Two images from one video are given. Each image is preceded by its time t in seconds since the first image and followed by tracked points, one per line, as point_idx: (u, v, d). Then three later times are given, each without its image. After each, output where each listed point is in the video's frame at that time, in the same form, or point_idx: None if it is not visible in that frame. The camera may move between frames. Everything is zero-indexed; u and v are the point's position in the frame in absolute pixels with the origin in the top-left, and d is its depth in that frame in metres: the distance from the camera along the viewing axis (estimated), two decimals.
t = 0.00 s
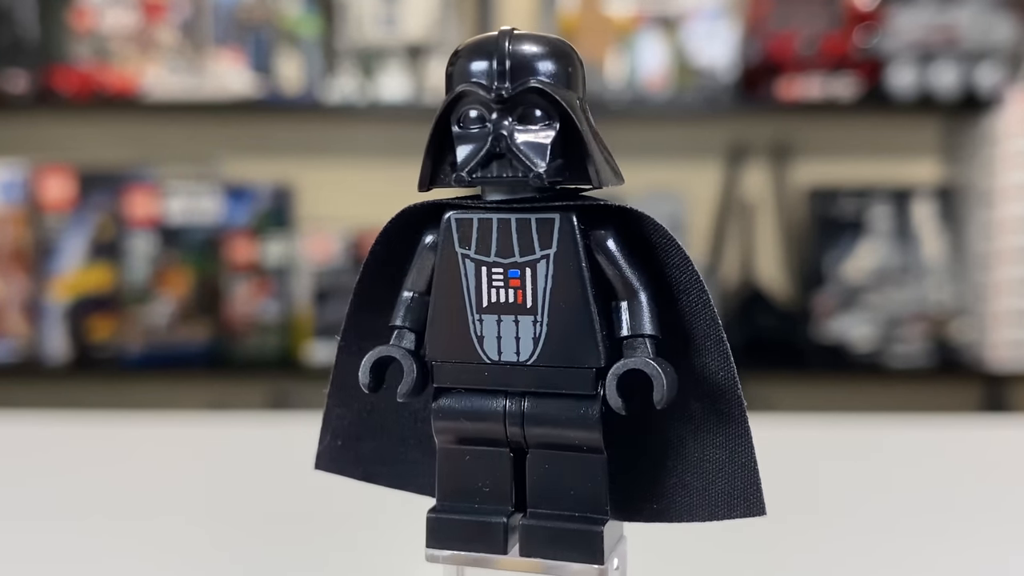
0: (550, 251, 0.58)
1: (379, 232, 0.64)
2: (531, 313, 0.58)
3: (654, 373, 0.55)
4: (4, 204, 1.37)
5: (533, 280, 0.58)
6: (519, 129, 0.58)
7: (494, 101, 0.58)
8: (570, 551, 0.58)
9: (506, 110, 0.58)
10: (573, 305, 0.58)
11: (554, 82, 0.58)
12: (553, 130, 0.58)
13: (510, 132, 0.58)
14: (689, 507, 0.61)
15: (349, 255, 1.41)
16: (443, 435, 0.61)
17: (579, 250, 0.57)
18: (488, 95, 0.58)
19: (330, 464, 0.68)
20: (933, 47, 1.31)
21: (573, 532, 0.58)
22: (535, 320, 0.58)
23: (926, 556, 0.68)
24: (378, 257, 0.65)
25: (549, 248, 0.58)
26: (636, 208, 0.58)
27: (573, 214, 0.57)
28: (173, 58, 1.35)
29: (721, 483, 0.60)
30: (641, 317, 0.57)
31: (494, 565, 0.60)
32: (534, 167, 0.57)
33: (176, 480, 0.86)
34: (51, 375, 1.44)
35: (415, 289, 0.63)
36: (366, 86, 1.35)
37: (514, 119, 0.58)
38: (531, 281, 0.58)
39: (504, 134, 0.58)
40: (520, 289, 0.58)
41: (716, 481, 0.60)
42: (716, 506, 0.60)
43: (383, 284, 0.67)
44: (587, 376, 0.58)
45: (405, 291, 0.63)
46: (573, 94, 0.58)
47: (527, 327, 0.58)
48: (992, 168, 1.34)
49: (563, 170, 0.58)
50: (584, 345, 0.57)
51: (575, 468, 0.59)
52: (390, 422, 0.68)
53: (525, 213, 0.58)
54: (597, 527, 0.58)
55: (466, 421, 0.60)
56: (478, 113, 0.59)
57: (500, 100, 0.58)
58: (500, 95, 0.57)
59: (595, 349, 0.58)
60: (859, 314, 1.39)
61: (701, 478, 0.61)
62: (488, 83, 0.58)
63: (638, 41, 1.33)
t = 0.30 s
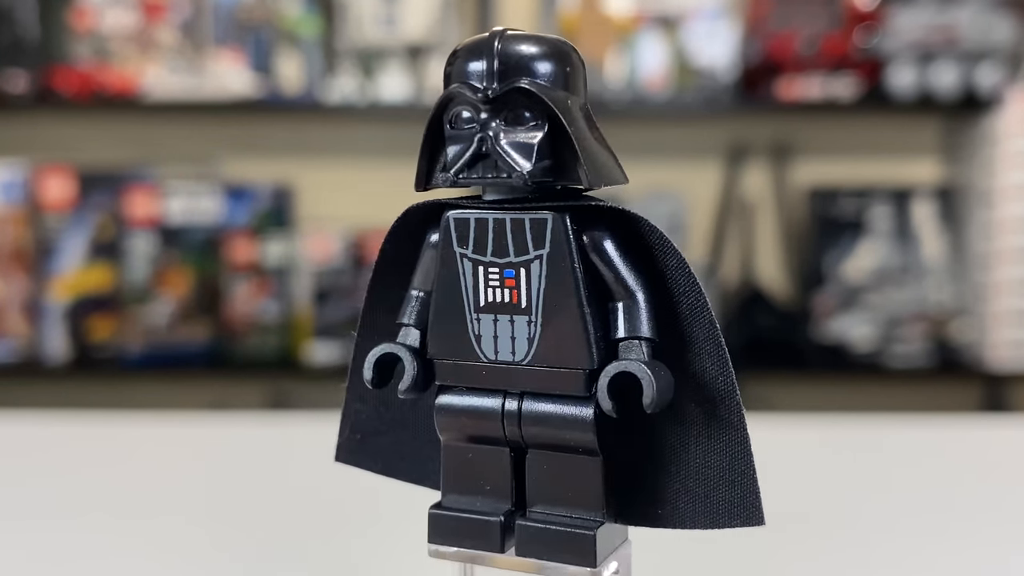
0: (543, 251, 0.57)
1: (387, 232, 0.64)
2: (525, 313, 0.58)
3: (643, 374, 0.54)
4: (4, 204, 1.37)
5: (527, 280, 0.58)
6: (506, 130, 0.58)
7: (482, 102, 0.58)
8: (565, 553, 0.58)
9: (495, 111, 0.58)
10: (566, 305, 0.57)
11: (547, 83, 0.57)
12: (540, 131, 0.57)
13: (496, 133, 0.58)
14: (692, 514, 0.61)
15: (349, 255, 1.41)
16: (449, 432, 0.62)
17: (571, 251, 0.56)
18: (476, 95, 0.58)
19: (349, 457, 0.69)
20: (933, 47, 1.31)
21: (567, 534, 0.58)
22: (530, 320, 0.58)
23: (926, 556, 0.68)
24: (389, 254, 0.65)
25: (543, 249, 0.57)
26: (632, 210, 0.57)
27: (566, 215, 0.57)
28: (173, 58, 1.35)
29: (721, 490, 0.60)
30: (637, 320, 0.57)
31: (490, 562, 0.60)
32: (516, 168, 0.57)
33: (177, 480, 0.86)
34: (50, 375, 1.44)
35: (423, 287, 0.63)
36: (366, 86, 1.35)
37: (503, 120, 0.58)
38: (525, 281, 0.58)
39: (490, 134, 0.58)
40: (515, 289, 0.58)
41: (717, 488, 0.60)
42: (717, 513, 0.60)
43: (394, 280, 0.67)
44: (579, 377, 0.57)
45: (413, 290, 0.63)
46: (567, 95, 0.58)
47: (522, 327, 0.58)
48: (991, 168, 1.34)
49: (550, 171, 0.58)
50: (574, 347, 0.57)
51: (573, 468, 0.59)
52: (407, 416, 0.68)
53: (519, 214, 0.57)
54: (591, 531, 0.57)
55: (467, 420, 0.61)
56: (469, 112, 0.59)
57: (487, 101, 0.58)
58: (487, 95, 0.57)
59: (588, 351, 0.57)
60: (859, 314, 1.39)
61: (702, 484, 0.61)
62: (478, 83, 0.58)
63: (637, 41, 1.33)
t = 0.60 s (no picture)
0: (534, 252, 0.57)
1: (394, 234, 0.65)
2: (518, 313, 0.58)
3: (626, 374, 0.53)
4: (4, 204, 1.37)
5: (519, 280, 0.58)
6: (493, 130, 0.58)
7: (470, 102, 0.58)
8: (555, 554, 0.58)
9: (483, 111, 0.58)
10: (556, 308, 0.56)
11: (535, 83, 0.57)
12: (525, 132, 0.57)
13: (483, 134, 0.58)
14: (684, 521, 0.61)
15: (348, 255, 1.41)
16: (452, 429, 0.62)
17: (561, 252, 0.56)
18: (465, 96, 0.58)
19: (369, 451, 0.70)
20: (934, 47, 1.30)
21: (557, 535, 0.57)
22: (522, 320, 0.58)
23: (925, 556, 0.68)
24: (399, 252, 0.66)
25: (534, 249, 0.57)
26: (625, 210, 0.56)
27: (557, 215, 0.56)
28: (173, 58, 1.35)
29: (714, 497, 0.59)
30: (631, 322, 0.56)
31: (485, 560, 0.61)
32: (499, 168, 0.56)
33: (175, 481, 0.86)
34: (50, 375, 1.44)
35: (428, 286, 0.63)
36: (366, 87, 1.35)
37: (492, 120, 0.58)
38: (518, 281, 0.58)
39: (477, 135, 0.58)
40: (508, 289, 0.58)
41: (710, 494, 0.59)
42: (710, 519, 0.59)
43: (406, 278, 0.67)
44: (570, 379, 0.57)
45: (419, 290, 0.64)
46: (557, 95, 0.57)
47: (515, 326, 0.58)
48: (991, 168, 1.34)
49: (536, 170, 0.57)
50: (562, 348, 0.56)
51: (568, 468, 0.59)
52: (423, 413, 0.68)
53: (511, 214, 0.57)
54: (580, 535, 0.57)
55: (467, 418, 0.61)
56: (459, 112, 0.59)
57: (475, 101, 0.58)
58: (474, 96, 0.58)
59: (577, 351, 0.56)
60: (858, 314, 1.39)
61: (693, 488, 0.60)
62: (468, 83, 0.58)
63: (638, 41, 1.33)
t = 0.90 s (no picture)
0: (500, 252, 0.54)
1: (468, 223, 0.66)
2: (499, 312, 0.56)
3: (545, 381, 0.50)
4: (4, 204, 1.37)
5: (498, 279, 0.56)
6: (454, 131, 0.53)
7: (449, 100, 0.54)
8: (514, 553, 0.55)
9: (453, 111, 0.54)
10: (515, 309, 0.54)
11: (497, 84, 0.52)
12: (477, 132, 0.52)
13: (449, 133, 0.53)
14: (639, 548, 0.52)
15: (348, 255, 1.41)
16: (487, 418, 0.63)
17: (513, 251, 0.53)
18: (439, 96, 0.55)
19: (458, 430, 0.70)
20: (933, 47, 1.30)
21: (517, 532, 0.55)
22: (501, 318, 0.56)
23: (923, 555, 0.68)
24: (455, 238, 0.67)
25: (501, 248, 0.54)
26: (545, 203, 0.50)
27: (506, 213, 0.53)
28: (173, 58, 1.35)
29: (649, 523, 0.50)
30: (565, 328, 0.51)
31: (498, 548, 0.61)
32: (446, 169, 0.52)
33: (174, 480, 0.86)
34: (51, 375, 1.44)
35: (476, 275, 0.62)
36: (366, 87, 1.35)
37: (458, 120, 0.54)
38: (498, 280, 0.55)
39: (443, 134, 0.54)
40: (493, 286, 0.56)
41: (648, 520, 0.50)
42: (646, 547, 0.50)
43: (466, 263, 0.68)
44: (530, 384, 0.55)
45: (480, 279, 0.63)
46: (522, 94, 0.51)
47: (498, 324, 0.56)
48: (991, 168, 1.34)
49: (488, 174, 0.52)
50: (519, 350, 0.54)
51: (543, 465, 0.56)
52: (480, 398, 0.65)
53: (490, 213, 0.55)
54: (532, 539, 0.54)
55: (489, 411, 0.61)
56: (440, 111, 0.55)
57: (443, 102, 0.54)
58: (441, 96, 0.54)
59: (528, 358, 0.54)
60: (858, 314, 1.39)
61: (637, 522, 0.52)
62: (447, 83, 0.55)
63: (638, 41, 1.33)
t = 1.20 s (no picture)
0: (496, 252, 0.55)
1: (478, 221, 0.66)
2: (496, 312, 0.56)
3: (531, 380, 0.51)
4: (4, 204, 1.37)
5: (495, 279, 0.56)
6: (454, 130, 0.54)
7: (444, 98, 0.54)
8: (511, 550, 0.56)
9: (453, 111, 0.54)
10: (509, 308, 0.54)
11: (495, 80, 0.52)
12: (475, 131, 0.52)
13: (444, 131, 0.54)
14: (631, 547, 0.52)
15: (348, 255, 1.41)
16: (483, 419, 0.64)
17: (507, 252, 0.53)
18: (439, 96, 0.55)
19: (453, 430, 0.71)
20: (934, 47, 1.30)
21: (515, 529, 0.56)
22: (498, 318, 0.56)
23: (923, 556, 0.68)
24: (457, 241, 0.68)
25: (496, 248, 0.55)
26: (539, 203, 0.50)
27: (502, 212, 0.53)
28: (173, 58, 1.35)
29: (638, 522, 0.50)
30: (556, 329, 0.52)
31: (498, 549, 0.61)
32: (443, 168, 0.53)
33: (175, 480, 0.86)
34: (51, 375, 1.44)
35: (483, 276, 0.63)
36: (366, 87, 1.35)
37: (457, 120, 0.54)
38: (496, 279, 0.56)
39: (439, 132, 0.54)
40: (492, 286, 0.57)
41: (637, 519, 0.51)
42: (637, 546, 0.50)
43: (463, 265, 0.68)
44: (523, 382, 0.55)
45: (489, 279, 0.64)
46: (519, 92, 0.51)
47: (495, 324, 0.57)
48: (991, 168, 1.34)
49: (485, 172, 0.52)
50: (512, 350, 0.55)
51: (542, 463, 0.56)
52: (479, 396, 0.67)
53: (489, 213, 0.55)
54: (526, 537, 0.53)
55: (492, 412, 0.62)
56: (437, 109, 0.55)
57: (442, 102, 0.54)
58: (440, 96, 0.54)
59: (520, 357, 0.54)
60: (858, 314, 1.39)
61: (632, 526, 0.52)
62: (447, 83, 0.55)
63: (638, 41, 1.33)
